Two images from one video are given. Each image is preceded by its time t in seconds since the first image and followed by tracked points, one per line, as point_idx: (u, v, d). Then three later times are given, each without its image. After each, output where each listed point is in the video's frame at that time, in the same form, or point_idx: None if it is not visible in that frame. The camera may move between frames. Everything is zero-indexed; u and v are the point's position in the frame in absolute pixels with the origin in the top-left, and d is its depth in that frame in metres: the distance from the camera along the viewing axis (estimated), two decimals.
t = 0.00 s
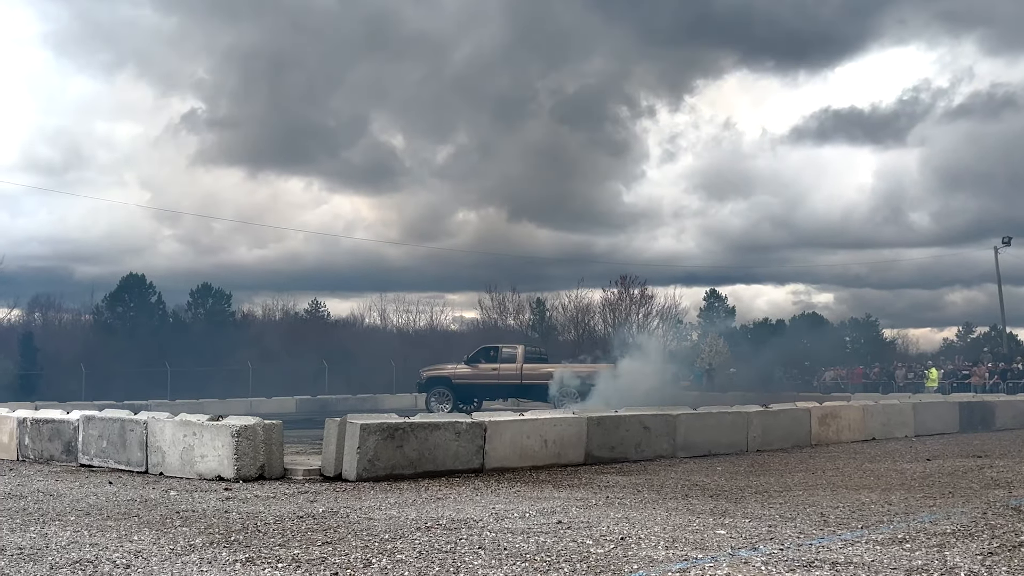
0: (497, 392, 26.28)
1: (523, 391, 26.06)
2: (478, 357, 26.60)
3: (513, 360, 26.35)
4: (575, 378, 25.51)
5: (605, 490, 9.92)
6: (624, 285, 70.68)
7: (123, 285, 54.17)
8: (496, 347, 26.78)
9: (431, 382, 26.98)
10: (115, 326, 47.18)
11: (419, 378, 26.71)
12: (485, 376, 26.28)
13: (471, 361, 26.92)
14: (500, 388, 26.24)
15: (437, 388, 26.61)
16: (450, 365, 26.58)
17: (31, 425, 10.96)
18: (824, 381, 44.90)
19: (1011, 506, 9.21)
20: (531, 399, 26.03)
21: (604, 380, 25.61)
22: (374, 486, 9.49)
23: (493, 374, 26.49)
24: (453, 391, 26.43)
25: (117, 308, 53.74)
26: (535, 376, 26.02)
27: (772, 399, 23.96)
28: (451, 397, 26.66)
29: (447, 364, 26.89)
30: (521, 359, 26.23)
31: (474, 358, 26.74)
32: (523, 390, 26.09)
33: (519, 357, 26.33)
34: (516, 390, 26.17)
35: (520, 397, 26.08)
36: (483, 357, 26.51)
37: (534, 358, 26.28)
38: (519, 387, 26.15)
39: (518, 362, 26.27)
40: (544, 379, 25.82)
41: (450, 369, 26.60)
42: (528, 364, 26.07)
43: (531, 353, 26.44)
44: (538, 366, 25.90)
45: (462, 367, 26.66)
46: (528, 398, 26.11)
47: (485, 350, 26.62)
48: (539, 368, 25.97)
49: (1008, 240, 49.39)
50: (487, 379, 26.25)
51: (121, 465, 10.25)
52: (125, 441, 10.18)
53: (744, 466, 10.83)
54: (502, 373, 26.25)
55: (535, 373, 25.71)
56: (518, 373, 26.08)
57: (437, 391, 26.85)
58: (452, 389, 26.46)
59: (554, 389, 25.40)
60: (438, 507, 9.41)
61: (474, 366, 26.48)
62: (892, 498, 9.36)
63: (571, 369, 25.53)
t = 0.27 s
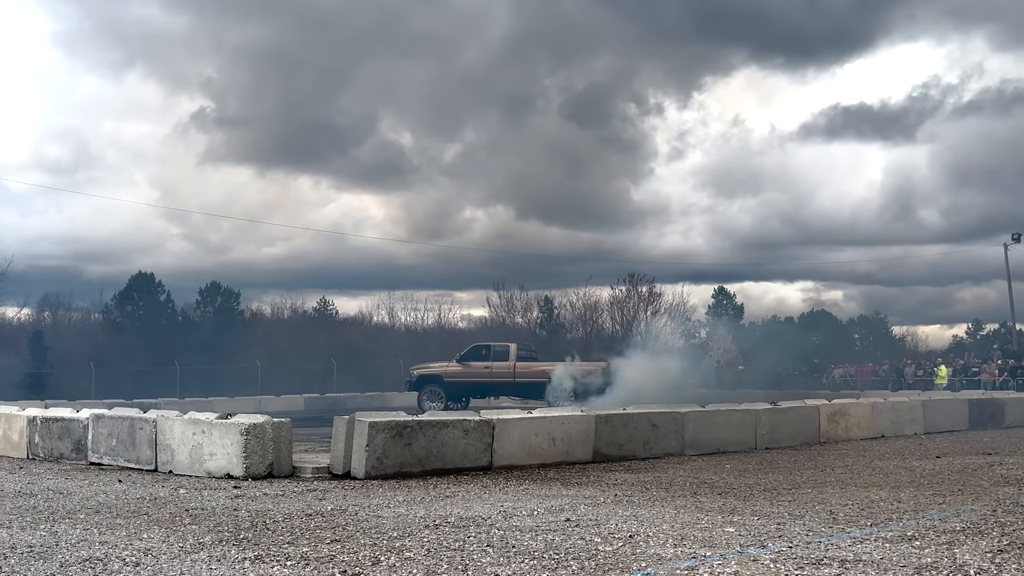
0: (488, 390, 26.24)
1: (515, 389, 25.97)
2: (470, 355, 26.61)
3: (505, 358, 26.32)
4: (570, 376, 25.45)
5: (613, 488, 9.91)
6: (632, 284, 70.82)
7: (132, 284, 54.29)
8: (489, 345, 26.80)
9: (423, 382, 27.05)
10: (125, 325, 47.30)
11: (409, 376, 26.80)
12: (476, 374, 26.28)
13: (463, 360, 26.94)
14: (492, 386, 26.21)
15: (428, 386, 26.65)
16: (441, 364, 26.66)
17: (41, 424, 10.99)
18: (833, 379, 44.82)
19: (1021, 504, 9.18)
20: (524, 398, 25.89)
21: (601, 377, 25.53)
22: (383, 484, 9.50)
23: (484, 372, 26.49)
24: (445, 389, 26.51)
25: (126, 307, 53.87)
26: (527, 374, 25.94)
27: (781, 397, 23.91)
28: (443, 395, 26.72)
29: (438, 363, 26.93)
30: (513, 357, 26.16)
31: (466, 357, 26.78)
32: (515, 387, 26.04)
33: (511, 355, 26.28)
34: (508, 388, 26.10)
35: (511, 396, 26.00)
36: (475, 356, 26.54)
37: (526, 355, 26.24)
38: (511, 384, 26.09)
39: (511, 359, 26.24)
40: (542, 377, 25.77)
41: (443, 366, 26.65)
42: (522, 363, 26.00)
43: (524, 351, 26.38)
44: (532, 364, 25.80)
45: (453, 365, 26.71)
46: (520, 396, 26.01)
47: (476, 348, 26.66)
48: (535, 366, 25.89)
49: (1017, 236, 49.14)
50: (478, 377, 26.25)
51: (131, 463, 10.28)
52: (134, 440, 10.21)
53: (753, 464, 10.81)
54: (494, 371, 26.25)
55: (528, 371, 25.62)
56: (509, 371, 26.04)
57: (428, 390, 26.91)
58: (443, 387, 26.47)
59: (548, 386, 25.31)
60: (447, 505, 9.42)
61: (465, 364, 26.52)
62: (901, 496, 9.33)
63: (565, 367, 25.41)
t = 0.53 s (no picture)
0: (481, 388, 25.94)
1: (509, 387, 25.72)
2: (462, 353, 26.25)
3: (499, 356, 26.07)
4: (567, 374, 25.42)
5: (628, 485, 9.91)
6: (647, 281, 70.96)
7: (148, 283, 54.43)
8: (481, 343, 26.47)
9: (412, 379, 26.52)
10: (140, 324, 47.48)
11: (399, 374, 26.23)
12: (469, 371, 25.94)
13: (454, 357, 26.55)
14: (486, 383, 25.95)
15: (420, 384, 26.15)
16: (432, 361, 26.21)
17: (58, 423, 11.04)
18: (848, 376, 44.59)
19: None
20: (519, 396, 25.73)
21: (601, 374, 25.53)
22: (398, 481, 9.52)
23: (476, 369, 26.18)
24: (437, 387, 26.15)
25: (142, 306, 54.06)
26: (521, 372, 25.81)
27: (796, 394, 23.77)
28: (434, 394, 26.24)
29: (429, 360, 26.46)
30: (507, 354, 25.93)
31: (458, 354, 26.40)
32: (508, 385, 25.81)
33: (505, 353, 26.03)
34: (501, 385, 25.86)
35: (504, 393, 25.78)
36: (468, 353, 26.18)
37: (519, 353, 26.03)
38: (504, 382, 25.88)
39: (504, 357, 26.00)
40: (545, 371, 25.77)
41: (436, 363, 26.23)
42: (515, 361, 25.77)
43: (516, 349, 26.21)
44: (528, 362, 25.65)
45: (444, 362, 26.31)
46: (514, 393, 25.84)
47: (468, 346, 26.29)
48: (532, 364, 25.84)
49: None
50: (471, 375, 25.92)
51: (148, 462, 10.32)
52: (151, 438, 10.26)
53: (769, 461, 10.78)
54: (487, 369, 25.94)
55: (523, 370, 25.44)
56: (502, 368, 25.80)
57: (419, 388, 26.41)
58: (435, 386, 26.08)
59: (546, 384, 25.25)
60: (462, 503, 9.44)
61: (456, 362, 26.15)
62: (918, 493, 9.29)
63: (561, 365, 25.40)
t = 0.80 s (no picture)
0: (472, 387, 25.95)
1: (501, 386, 25.73)
2: (453, 352, 26.28)
3: (491, 356, 26.10)
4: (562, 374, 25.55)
5: (648, 483, 9.90)
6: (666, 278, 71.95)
7: (168, 284, 54.72)
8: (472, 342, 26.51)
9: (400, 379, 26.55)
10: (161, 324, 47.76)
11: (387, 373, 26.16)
12: (460, 370, 25.96)
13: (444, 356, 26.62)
14: (477, 382, 26.00)
15: (410, 384, 26.09)
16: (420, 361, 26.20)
17: (81, 423, 11.10)
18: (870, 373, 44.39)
19: None
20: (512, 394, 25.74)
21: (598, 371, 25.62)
22: (418, 480, 9.54)
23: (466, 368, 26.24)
24: (428, 386, 26.14)
25: (163, 307, 54.35)
26: (515, 369, 25.84)
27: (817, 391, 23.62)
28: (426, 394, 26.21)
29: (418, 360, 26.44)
30: (499, 353, 25.94)
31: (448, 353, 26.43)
32: (500, 383, 25.87)
33: (497, 351, 26.04)
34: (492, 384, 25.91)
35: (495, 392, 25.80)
36: (459, 353, 26.17)
37: (511, 351, 26.09)
38: (496, 381, 25.88)
39: (497, 356, 26.01)
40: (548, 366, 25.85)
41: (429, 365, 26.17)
42: (508, 360, 25.79)
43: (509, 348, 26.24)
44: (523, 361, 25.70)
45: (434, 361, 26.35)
46: (506, 392, 25.87)
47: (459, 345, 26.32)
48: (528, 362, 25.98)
49: None
50: (461, 374, 25.94)
51: (170, 461, 10.38)
52: (173, 438, 10.31)
53: (790, 459, 10.74)
54: (479, 367, 25.96)
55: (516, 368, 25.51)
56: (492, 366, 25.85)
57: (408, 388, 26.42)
58: (425, 385, 26.08)
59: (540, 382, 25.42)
60: (483, 501, 9.45)
61: (446, 361, 26.17)
62: (941, 490, 9.23)
63: (551, 364, 25.62)
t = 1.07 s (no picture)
0: (466, 385, 26.17)
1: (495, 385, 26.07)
2: (444, 351, 26.25)
3: (482, 355, 26.43)
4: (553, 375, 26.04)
5: (672, 482, 9.87)
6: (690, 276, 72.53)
7: (193, 286, 54.82)
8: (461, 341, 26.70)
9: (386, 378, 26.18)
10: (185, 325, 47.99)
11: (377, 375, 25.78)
12: (452, 368, 26.10)
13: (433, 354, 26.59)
14: (468, 381, 26.22)
15: (402, 383, 25.95)
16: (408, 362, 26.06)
17: (107, 423, 11.18)
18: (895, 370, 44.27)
19: None
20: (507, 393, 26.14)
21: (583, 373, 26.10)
22: (441, 478, 9.56)
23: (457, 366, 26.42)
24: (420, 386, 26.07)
25: (187, 308, 54.51)
26: (508, 369, 26.37)
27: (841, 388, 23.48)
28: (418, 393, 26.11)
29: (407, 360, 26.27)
30: (492, 352, 26.38)
31: (438, 353, 26.42)
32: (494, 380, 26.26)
33: (489, 351, 26.43)
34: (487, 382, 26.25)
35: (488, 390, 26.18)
36: (450, 351, 26.28)
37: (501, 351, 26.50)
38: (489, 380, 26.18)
39: (489, 355, 26.41)
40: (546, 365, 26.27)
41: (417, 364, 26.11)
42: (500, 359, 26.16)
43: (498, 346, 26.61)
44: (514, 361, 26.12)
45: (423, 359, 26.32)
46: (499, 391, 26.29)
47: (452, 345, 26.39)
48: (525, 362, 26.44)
49: None
50: (454, 372, 26.09)
51: (195, 461, 10.45)
52: (198, 438, 10.38)
53: (815, 457, 10.68)
54: (471, 367, 26.18)
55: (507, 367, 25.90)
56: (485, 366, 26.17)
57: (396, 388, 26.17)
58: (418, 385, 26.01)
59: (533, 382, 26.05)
60: (506, 500, 9.46)
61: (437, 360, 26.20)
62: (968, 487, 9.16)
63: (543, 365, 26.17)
